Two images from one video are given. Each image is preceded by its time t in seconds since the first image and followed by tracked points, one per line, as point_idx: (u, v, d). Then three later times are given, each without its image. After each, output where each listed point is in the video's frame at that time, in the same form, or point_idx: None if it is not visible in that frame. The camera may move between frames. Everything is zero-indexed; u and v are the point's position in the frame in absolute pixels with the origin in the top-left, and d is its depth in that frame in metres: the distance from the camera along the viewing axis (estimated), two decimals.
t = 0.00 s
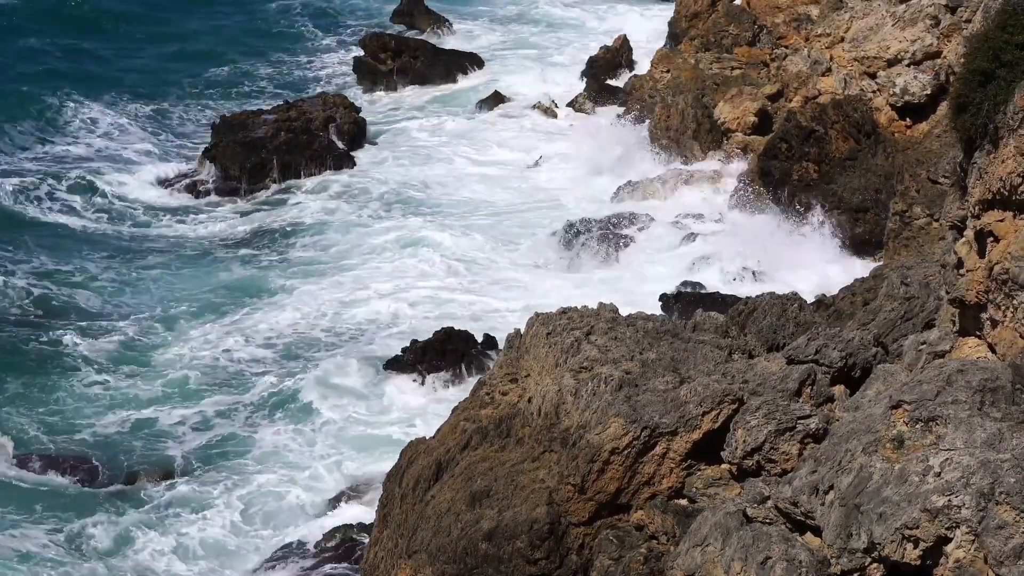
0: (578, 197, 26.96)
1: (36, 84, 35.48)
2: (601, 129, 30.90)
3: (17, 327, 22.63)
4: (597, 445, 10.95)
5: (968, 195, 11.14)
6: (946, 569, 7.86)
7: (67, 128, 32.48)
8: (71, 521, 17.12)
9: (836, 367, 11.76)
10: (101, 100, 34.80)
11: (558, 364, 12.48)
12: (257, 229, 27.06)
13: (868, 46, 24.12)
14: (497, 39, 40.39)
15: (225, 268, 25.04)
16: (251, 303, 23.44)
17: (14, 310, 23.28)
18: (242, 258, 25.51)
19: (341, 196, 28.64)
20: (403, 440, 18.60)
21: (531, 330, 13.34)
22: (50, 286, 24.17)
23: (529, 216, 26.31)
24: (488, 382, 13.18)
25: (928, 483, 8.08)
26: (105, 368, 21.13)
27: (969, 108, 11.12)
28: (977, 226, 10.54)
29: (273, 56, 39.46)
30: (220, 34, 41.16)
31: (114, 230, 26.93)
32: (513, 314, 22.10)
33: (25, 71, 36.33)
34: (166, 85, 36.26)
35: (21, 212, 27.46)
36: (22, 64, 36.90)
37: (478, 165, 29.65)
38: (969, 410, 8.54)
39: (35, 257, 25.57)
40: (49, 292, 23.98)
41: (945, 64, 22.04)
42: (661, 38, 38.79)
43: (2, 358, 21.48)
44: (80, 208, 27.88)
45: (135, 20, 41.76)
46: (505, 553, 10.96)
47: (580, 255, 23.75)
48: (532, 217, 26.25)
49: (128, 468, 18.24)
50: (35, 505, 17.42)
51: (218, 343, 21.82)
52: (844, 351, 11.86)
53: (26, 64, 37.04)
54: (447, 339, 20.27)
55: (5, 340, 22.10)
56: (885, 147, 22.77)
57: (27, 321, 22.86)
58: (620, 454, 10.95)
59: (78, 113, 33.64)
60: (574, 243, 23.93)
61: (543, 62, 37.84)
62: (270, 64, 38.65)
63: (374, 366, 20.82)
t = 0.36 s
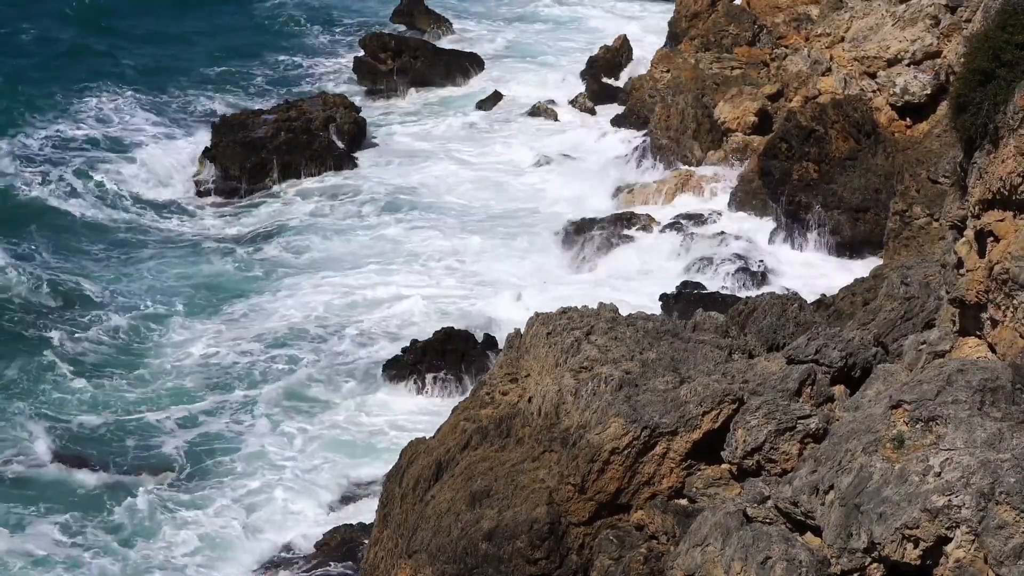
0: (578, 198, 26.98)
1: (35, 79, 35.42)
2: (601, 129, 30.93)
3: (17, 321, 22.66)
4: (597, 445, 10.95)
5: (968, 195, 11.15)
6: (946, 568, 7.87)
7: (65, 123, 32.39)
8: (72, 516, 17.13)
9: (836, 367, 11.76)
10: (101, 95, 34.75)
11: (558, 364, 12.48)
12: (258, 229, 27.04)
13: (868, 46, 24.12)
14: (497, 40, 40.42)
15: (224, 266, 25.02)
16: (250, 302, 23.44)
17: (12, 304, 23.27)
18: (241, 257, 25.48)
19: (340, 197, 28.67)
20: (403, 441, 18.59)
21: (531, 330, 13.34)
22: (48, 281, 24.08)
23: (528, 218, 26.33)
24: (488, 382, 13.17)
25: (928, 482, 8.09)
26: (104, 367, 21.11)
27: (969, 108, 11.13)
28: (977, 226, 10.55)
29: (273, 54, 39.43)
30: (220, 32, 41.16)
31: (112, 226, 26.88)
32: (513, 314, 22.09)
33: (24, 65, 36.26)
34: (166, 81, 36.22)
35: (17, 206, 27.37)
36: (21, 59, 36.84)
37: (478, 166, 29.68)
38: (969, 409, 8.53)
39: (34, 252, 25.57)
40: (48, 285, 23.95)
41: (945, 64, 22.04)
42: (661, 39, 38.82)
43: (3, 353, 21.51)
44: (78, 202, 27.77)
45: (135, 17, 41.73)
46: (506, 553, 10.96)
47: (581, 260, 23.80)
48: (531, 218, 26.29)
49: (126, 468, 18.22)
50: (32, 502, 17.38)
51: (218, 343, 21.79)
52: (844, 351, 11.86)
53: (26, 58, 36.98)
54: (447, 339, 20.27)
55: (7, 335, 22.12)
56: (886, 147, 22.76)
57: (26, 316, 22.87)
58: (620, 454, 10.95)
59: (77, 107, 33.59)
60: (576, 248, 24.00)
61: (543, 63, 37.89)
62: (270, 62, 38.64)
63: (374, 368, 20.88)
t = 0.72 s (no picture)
0: (579, 199, 27.02)
1: (36, 77, 35.43)
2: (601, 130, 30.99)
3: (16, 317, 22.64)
4: (597, 445, 10.95)
5: (968, 195, 11.16)
6: (946, 568, 7.88)
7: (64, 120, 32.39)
8: (73, 512, 17.13)
9: (836, 367, 11.79)
10: (101, 93, 34.76)
11: (558, 364, 12.47)
12: (259, 229, 27.09)
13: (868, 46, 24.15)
14: (497, 40, 40.45)
15: (224, 266, 25.03)
16: (251, 302, 23.48)
17: (11, 298, 23.24)
18: (241, 256, 25.52)
19: (341, 198, 28.72)
20: (403, 442, 18.61)
21: (530, 330, 13.34)
22: (48, 277, 24.09)
23: (529, 218, 26.37)
24: (488, 382, 13.16)
25: (928, 482, 8.09)
26: (103, 365, 21.15)
27: (970, 107, 11.14)
28: (977, 226, 10.56)
29: (273, 54, 39.45)
30: (220, 31, 41.16)
31: (112, 223, 26.91)
32: (513, 314, 22.09)
33: (25, 64, 36.28)
34: (166, 80, 36.24)
35: (17, 203, 27.45)
36: (22, 58, 36.85)
37: (478, 166, 29.73)
38: (969, 409, 8.52)
39: (32, 243, 25.48)
40: (48, 282, 23.93)
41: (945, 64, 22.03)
42: (661, 39, 38.86)
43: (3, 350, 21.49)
44: (78, 198, 27.79)
45: (135, 15, 41.71)
46: (506, 553, 10.98)
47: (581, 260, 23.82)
48: (532, 219, 26.32)
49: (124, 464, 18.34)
50: (31, 497, 17.45)
51: (218, 343, 21.77)
52: (844, 351, 11.88)
53: (25, 57, 36.99)
54: (448, 339, 20.31)
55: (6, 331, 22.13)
56: (886, 147, 22.76)
57: (26, 311, 22.84)
58: (620, 454, 10.95)
59: (78, 105, 33.62)
60: (576, 248, 24.03)
61: (544, 64, 37.95)
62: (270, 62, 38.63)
63: (375, 369, 20.92)
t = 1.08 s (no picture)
0: (579, 200, 27.02)
1: (36, 77, 35.42)
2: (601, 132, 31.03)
3: (18, 320, 22.71)
4: (597, 445, 10.95)
5: (968, 196, 11.17)
6: (946, 569, 7.88)
7: (59, 118, 32.60)
8: (74, 513, 17.13)
9: (837, 367, 11.80)
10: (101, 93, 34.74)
11: (558, 364, 12.49)
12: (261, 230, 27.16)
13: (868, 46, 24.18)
14: (497, 41, 40.48)
15: (225, 268, 25.07)
16: (251, 302, 23.49)
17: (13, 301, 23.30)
18: (242, 258, 25.55)
19: (342, 199, 28.74)
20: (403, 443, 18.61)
21: (531, 331, 13.35)
22: (45, 276, 24.24)
23: (529, 219, 26.38)
24: (488, 382, 13.15)
25: (928, 483, 8.10)
26: (93, 359, 21.34)
27: (970, 108, 11.14)
28: (977, 227, 10.56)
29: (273, 53, 39.44)
30: (221, 30, 41.14)
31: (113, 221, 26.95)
32: (513, 315, 22.10)
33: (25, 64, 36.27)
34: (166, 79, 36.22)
35: (19, 204, 27.50)
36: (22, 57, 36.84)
37: (478, 167, 29.74)
38: (969, 410, 8.51)
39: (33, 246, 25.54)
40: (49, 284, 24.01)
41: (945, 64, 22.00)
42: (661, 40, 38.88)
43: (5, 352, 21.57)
44: (75, 197, 27.96)
45: (135, 14, 41.68)
46: (506, 553, 10.98)
47: (582, 258, 23.76)
48: (532, 219, 26.33)
49: (111, 456, 18.50)
50: (33, 497, 17.45)
51: (218, 345, 21.79)
52: (844, 351, 11.89)
53: (26, 56, 36.98)
54: (448, 339, 20.30)
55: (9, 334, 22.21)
56: (886, 147, 22.76)
57: (28, 314, 22.91)
58: (620, 454, 10.94)
59: (79, 105, 33.62)
60: (577, 247, 23.99)
61: (544, 64, 37.97)
62: (270, 61, 38.59)
63: (375, 370, 20.92)
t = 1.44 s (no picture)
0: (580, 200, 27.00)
1: (37, 77, 35.43)
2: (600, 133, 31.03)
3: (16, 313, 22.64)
4: (597, 445, 10.94)
5: (968, 196, 11.17)
6: (946, 569, 7.89)
7: (61, 117, 32.61)
8: (75, 512, 17.13)
9: (837, 367, 11.80)
10: (101, 92, 34.73)
11: (558, 364, 12.48)
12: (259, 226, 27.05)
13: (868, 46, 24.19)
14: (497, 41, 40.47)
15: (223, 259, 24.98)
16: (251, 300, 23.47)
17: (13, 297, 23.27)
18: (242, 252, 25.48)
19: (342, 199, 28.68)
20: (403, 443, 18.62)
21: (531, 331, 13.35)
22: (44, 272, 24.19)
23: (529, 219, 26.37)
24: (488, 382, 13.15)
25: (928, 482, 8.10)
26: (91, 354, 21.37)
27: (970, 108, 11.14)
28: (976, 227, 10.56)
29: (273, 52, 39.42)
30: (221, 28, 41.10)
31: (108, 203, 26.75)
32: (513, 315, 22.11)
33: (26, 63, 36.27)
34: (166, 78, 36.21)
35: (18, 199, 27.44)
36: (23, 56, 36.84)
37: (478, 167, 29.75)
38: (970, 409, 8.50)
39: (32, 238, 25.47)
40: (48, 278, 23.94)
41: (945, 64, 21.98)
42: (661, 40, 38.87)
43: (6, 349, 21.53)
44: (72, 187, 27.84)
45: (135, 13, 41.65)
46: (506, 553, 10.99)
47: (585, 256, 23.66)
48: (532, 219, 26.33)
49: (108, 450, 18.56)
50: (34, 497, 17.45)
51: (218, 344, 21.79)
52: (844, 351, 11.89)
53: (26, 55, 36.98)
54: (448, 339, 20.29)
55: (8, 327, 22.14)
56: (886, 147, 22.75)
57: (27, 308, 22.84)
58: (620, 454, 10.94)
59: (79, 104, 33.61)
60: (579, 246, 23.90)
61: (543, 64, 37.96)
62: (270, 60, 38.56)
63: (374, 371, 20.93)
